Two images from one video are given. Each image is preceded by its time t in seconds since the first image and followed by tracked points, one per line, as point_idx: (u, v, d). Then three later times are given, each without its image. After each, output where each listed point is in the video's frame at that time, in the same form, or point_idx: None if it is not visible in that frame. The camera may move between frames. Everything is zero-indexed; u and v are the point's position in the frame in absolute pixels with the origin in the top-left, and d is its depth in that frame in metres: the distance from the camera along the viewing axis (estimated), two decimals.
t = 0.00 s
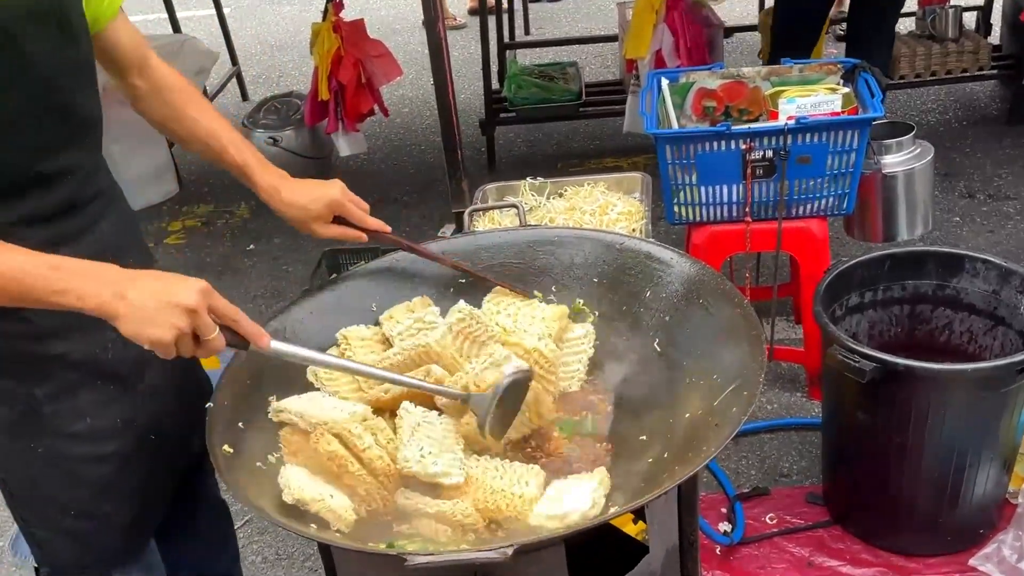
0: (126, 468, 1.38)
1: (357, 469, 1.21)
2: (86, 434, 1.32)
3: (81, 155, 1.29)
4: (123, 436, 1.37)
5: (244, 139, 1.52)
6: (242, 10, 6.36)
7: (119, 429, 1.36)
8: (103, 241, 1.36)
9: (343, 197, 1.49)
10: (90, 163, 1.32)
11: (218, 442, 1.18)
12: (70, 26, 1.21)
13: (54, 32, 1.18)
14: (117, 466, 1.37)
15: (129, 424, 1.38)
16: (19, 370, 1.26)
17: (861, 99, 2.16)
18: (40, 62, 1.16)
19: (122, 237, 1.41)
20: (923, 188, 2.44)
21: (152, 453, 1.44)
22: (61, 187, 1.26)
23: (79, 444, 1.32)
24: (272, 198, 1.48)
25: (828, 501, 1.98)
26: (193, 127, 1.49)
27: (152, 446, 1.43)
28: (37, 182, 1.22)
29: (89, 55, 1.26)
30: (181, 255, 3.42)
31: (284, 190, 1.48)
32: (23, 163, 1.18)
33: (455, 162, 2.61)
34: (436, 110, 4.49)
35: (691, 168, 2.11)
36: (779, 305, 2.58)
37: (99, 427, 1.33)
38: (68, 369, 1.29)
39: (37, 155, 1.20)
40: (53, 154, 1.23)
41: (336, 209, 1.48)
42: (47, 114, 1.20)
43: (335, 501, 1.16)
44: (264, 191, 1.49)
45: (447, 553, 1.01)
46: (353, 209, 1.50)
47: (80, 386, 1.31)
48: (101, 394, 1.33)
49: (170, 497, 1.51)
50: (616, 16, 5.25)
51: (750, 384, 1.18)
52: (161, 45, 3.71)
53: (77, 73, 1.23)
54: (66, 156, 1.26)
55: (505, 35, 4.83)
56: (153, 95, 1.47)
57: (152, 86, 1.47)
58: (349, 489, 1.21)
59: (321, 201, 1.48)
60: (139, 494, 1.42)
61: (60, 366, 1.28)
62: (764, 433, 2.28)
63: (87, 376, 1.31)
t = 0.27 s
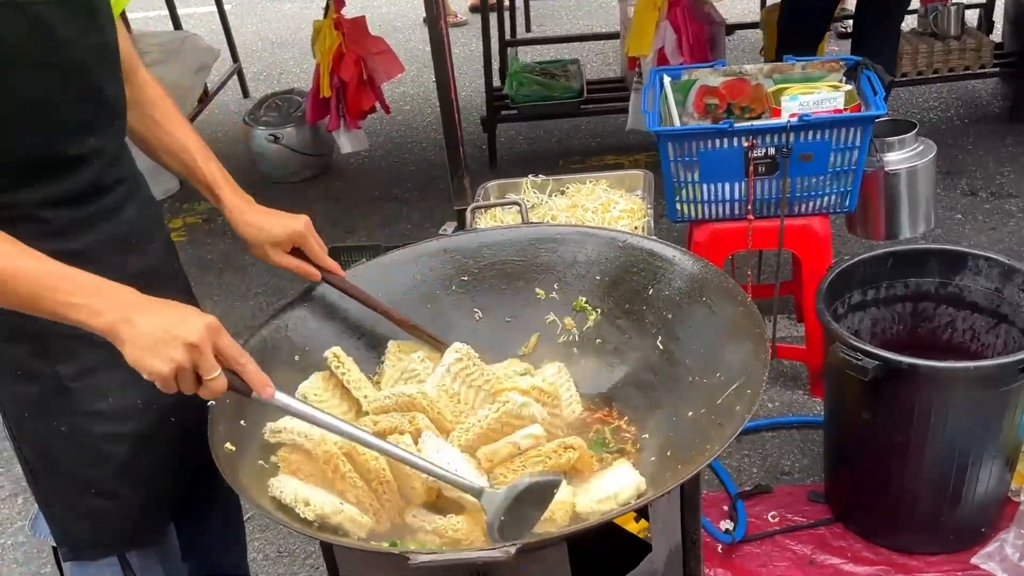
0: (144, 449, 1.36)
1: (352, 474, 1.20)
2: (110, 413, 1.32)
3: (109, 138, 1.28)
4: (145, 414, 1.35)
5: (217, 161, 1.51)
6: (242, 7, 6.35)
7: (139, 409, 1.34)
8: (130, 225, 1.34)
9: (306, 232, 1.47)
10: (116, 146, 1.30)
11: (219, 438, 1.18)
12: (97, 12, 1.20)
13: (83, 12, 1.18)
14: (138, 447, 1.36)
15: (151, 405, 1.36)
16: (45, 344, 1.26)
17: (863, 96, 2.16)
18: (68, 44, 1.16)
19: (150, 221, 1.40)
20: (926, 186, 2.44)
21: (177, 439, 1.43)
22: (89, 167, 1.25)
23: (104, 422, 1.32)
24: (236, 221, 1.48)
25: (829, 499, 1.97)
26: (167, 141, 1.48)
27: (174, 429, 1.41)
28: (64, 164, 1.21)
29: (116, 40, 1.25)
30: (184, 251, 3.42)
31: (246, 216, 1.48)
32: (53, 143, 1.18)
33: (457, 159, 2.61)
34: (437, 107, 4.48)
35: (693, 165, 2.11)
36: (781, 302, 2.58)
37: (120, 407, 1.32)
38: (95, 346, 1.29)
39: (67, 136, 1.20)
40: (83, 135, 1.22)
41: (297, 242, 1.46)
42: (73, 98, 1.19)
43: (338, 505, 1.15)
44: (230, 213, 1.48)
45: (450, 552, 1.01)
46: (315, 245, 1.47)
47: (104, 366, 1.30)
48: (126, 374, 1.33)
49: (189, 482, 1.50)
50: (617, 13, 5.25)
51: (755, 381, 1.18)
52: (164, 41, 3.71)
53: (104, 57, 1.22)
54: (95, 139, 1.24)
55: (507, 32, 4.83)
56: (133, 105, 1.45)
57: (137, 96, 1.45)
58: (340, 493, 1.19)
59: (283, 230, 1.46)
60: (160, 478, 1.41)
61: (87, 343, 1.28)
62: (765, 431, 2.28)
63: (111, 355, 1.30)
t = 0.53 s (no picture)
0: (148, 445, 1.36)
1: (380, 484, 1.21)
2: (112, 409, 1.31)
3: (115, 133, 1.27)
4: (145, 412, 1.35)
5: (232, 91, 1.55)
6: (243, 4, 6.35)
7: (140, 407, 1.34)
8: (136, 223, 1.34)
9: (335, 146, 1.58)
10: (119, 143, 1.29)
11: (222, 436, 1.18)
12: (104, 7, 1.19)
13: (91, 6, 1.17)
14: (141, 443, 1.35)
15: (153, 402, 1.36)
16: (47, 341, 1.25)
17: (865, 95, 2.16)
18: (78, 42, 1.15)
19: (155, 218, 1.39)
20: (928, 185, 2.44)
21: (179, 436, 1.42)
22: (96, 163, 1.24)
23: (106, 419, 1.31)
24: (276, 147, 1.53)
25: (831, 497, 1.98)
26: (190, 90, 1.50)
27: (177, 426, 1.41)
28: (69, 160, 1.20)
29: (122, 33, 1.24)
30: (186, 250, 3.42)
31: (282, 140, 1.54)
32: (60, 138, 1.17)
33: (460, 157, 2.61)
34: (439, 106, 4.48)
35: (695, 164, 2.11)
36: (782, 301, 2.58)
37: (122, 404, 1.32)
38: (98, 343, 1.27)
39: (74, 132, 1.18)
40: (87, 131, 1.21)
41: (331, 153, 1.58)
42: (80, 95, 1.17)
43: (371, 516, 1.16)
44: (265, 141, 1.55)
45: (453, 550, 1.01)
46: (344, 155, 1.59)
47: (108, 362, 1.29)
48: (129, 370, 1.31)
49: (193, 479, 1.49)
50: (619, 11, 5.24)
51: (758, 380, 1.18)
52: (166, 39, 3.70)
53: (109, 52, 1.21)
54: (99, 135, 1.23)
55: (508, 30, 4.82)
56: (156, 64, 1.47)
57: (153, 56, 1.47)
58: (372, 504, 1.20)
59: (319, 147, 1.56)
60: (163, 473, 1.40)
61: (90, 342, 1.27)
62: (767, 430, 2.28)
63: (114, 354, 1.29)
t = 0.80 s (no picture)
0: (150, 444, 1.36)
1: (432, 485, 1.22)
2: (112, 408, 1.30)
3: (116, 130, 1.26)
4: (147, 411, 1.34)
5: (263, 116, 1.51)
6: (247, 2, 6.35)
7: (142, 406, 1.33)
8: (139, 221, 1.33)
9: (356, 185, 1.48)
10: (125, 140, 1.28)
11: (226, 434, 1.18)
12: (105, 3, 1.19)
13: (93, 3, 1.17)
14: (143, 441, 1.35)
15: (155, 401, 1.35)
16: (48, 339, 1.25)
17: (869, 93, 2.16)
18: (82, 39, 1.14)
19: (161, 217, 1.39)
20: (932, 183, 2.44)
21: (182, 435, 1.42)
22: (98, 161, 1.24)
23: (107, 418, 1.30)
24: (291, 181, 1.48)
25: (834, 495, 1.98)
26: (216, 108, 1.48)
27: (179, 425, 1.41)
28: (72, 157, 1.20)
29: (125, 29, 1.24)
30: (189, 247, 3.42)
31: (301, 175, 1.48)
32: (61, 135, 1.17)
33: (463, 154, 2.61)
34: (441, 103, 4.48)
35: (698, 162, 2.11)
36: (785, 299, 2.58)
37: (124, 403, 1.31)
38: (98, 342, 1.27)
39: (75, 129, 1.18)
40: (89, 129, 1.20)
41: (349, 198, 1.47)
42: (83, 91, 1.17)
43: (432, 514, 1.16)
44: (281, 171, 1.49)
45: (456, 548, 1.01)
46: (367, 197, 1.49)
47: (108, 360, 1.29)
48: (130, 369, 1.31)
49: (196, 477, 1.49)
50: (622, 9, 5.24)
51: (762, 378, 1.18)
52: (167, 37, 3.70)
53: (111, 48, 1.20)
54: (102, 132, 1.22)
55: (511, 28, 4.82)
56: (181, 74, 1.46)
57: (183, 66, 1.45)
58: (432, 506, 1.21)
59: (335, 189, 1.47)
60: (164, 470, 1.40)
61: (92, 340, 1.26)
62: (770, 428, 2.28)
63: (116, 352, 1.29)
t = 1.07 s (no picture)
0: (152, 443, 1.36)
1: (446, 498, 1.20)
2: (115, 407, 1.30)
3: (118, 126, 1.26)
4: (150, 410, 1.34)
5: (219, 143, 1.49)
6: None
7: (145, 405, 1.33)
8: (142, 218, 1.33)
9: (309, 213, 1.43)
10: (126, 137, 1.28)
11: (228, 432, 1.18)
12: None
13: None
14: (147, 439, 1.35)
15: (157, 400, 1.35)
16: (52, 339, 1.24)
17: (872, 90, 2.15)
18: (84, 35, 1.14)
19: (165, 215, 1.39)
20: (936, 180, 2.43)
21: (184, 433, 1.42)
22: (101, 158, 1.23)
23: (109, 418, 1.30)
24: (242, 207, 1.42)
25: (836, 493, 1.97)
26: (171, 126, 1.46)
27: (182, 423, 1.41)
28: (74, 155, 1.20)
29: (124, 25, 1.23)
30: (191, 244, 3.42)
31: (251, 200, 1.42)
32: (64, 132, 1.16)
33: (465, 151, 2.60)
34: (443, 101, 4.47)
35: (701, 159, 2.10)
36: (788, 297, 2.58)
37: (126, 403, 1.31)
38: (102, 341, 1.27)
39: (76, 126, 1.18)
40: (91, 125, 1.20)
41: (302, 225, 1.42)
42: (85, 87, 1.17)
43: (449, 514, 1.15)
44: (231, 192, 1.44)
45: (458, 546, 1.00)
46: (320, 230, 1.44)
47: (111, 359, 1.28)
48: (133, 368, 1.31)
49: (199, 476, 1.49)
50: (624, 6, 5.23)
51: (765, 375, 1.17)
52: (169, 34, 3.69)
53: (112, 44, 1.20)
54: (105, 128, 1.22)
55: (513, 26, 4.82)
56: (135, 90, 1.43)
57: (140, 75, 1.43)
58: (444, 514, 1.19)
59: (288, 214, 1.42)
60: (168, 468, 1.40)
61: (94, 339, 1.26)
62: (772, 426, 2.28)
63: (118, 351, 1.29)
